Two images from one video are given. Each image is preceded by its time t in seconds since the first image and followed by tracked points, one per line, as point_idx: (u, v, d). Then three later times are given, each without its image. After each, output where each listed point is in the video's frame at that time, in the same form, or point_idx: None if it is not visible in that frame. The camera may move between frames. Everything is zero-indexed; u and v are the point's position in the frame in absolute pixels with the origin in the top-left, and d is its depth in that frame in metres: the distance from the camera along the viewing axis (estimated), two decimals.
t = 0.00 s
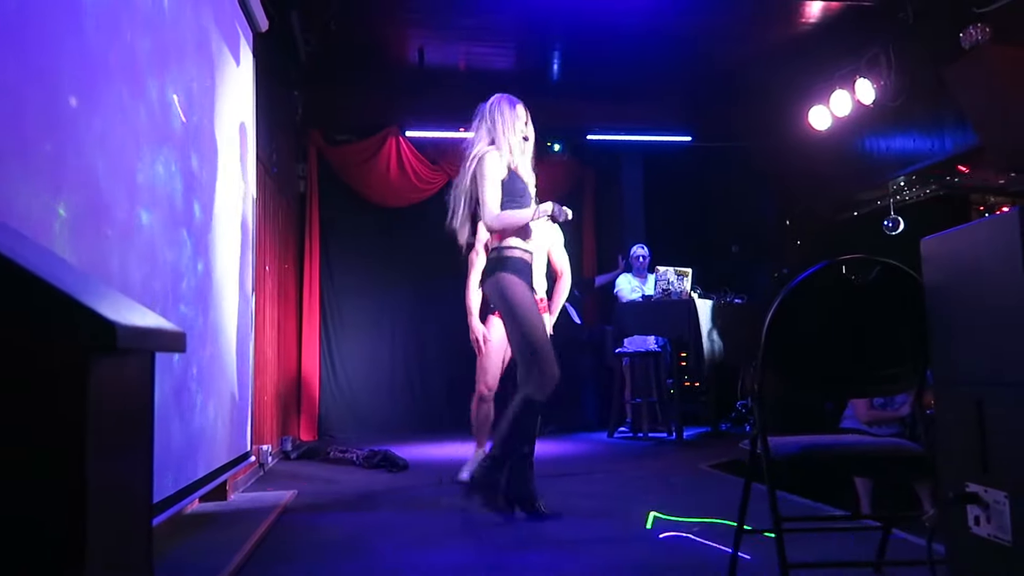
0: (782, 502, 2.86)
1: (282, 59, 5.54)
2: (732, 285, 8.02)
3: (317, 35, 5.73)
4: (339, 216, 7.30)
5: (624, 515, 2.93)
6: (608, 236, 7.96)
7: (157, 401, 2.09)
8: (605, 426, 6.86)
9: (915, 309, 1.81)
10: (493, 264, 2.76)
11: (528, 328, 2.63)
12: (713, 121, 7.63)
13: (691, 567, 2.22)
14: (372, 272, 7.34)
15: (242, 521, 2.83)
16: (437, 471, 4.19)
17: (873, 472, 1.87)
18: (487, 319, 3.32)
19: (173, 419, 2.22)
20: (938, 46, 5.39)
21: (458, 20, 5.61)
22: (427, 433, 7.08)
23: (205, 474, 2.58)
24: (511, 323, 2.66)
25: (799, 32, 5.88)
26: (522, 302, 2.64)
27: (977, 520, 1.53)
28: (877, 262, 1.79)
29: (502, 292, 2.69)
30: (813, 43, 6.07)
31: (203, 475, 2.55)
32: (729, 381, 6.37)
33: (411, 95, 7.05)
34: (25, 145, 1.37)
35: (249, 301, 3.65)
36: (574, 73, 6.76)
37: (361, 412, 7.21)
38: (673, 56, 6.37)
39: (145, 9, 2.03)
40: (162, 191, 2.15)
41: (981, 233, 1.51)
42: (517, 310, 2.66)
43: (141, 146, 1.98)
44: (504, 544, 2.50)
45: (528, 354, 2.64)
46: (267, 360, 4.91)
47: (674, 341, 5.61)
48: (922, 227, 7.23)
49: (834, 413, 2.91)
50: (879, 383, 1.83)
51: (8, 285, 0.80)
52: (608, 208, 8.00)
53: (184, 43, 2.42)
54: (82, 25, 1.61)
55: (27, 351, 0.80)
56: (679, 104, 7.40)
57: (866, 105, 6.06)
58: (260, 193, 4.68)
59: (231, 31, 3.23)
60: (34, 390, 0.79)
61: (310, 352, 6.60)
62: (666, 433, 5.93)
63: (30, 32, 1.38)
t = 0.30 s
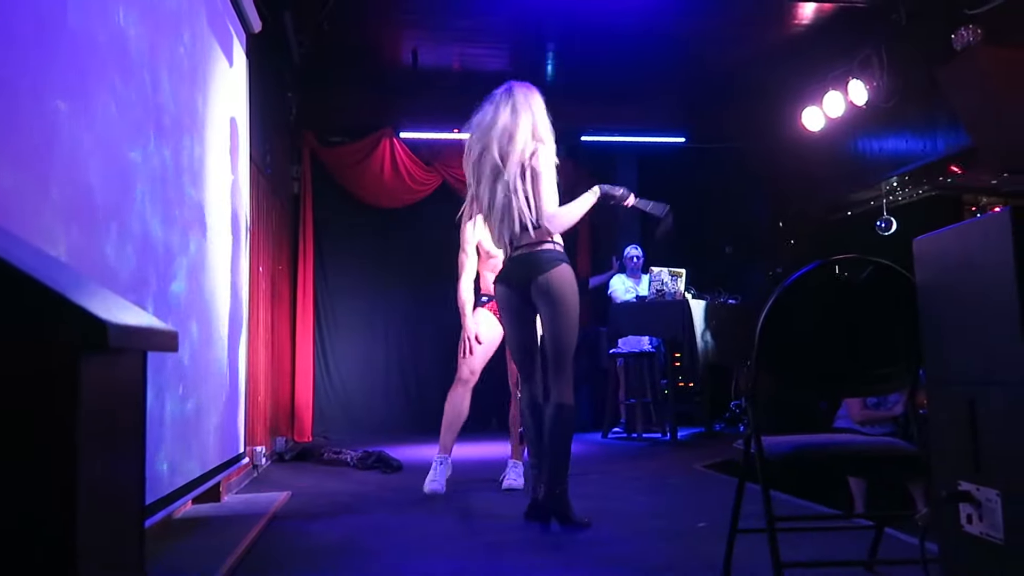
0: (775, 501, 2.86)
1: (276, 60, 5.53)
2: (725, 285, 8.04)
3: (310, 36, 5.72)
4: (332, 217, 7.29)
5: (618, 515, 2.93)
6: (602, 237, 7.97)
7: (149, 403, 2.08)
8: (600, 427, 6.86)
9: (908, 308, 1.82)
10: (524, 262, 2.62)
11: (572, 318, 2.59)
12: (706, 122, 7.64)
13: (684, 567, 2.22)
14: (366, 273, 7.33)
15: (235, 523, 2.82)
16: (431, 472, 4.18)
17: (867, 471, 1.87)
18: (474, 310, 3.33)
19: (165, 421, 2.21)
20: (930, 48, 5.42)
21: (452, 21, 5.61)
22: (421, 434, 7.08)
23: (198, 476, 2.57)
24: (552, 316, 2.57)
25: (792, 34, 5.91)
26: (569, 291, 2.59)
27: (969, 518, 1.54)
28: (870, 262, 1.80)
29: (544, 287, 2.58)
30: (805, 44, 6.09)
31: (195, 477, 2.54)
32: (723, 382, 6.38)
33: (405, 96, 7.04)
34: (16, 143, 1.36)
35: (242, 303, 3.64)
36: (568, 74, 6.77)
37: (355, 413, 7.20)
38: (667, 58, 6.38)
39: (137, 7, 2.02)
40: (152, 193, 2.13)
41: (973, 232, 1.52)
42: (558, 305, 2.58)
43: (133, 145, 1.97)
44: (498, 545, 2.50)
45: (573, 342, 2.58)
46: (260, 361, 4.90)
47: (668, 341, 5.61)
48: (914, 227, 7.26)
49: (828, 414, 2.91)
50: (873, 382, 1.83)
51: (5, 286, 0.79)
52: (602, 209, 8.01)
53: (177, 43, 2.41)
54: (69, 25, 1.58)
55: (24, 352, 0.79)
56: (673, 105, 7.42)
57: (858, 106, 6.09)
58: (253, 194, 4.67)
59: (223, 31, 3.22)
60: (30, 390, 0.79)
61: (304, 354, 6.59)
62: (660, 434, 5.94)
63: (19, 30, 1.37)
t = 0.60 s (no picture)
0: (773, 500, 2.87)
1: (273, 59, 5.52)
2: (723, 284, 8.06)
3: (307, 35, 5.71)
4: (329, 216, 7.29)
5: (616, 514, 2.93)
6: (600, 236, 7.97)
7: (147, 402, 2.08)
8: (597, 427, 6.87)
9: (906, 306, 1.82)
10: (524, 256, 2.64)
11: (572, 312, 2.58)
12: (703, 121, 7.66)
13: (684, 565, 2.23)
14: (363, 272, 7.33)
15: (233, 523, 2.82)
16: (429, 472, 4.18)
17: (864, 469, 1.87)
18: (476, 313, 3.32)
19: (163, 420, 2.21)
20: (926, 47, 5.42)
21: (449, 20, 5.61)
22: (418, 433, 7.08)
23: (196, 475, 2.57)
24: (553, 309, 2.57)
25: (789, 34, 5.92)
26: (569, 284, 2.58)
27: (967, 516, 1.55)
28: (868, 260, 1.80)
29: (545, 281, 2.59)
30: (802, 44, 6.11)
31: (193, 476, 2.53)
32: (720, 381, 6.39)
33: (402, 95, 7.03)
34: (15, 138, 1.36)
35: (240, 302, 3.64)
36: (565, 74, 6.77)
37: (353, 412, 7.20)
38: (665, 57, 6.39)
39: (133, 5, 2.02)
40: (149, 195, 2.12)
41: (971, 230, 1.52)
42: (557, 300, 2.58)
43: (130, 144, 1.97)
44: (496, 544, 2.50)
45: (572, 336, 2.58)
46: (257, 360, 4.89)
47: (665, 341, 5.62)
48: (910, 226, 7.30)
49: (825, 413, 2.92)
50: (870, 380, 1.84)
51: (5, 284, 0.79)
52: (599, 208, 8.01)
53: (174, 42, 2.42)
54: (65, 26, 1.57)
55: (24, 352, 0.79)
56: (670, 105, 7.43)
57: (855, 105, 6.11)
58: (251, 193, 4.67)
59: (220, 30, 3.22)
60: (31, 390, 0.79)
61: (301, 353, 6.58)
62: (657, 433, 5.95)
63: (15, 29, 1.36)
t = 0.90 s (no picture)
0: (773, 497, 2.88)
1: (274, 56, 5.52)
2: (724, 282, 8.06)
3: (308, 32, 5.71)
4: (330, 213, 7.29)
5: (617, 512, 2.94)
6: (601, 233, 7.97)
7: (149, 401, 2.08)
8: (598, 424, 6.88)
9: (907, 305, 1.82)
10: (527, 255, 2.64)
11: (571, 309, 2.58)
12: (704, 119, 7.66)
13: (685, 563, 2.23)
14: (364, 270, 7.34)
15: (234, 520, 2.82)
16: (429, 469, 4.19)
17: (865, 468, 1.87)
18: (462, 315, 3.27)
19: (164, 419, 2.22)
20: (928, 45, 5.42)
21: (450, 18, 5.61)
22: (419, 430, 7.09)
23: (197, 472, 2.57)
24: (551, 307, 2.58)
25: (791, 32, 5.92)
26: (568, 282, 2.58)
27: (967, 515, 1.55)
28: (869, 259, 1.80)
29: (545, 281, 2.59)
30: (804, 42, 6.11)
31: (194, 474, 2.54)
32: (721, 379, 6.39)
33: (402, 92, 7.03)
34: (17, 132, 1.36)
35: (241, 299, 3.64)
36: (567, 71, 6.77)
37: (354, 409, 7.21)
38: (666, 55, 6.39)
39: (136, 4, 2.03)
40: (151, 196, 2.13)
41: (971, 229, 1.52)
42: (557, 299, 2.58)
43: (132, 144, 1.97)
44: (497, 542, 2.51)
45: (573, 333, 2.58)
46: (258, 357, 4.89)
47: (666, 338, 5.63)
48: (911, 225, 7.30)
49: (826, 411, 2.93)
50: (871, 378, 1.84)
51: (4, 285, 0.79)
52: (601, 205, 8.01)
53: (176, 42, 2.42)
54: (68, 27, 1.58)
55: (24, 352, 0.79)
56: (671, 103, 7.43)
57: (857, 103, 6.11)
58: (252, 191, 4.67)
59: (221, 27, 3.22)
60: (30, 390, 0.79)
61: (302, 350, 6.59)
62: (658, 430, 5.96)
63: (17, 29, 1.36)
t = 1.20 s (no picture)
0: (775, 499, 2.88)
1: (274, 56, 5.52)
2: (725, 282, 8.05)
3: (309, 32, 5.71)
4: (332, 213, 7.29)
5: (619, 513, 2.93)
6: (602, 233, 7.96)
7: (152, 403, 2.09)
8: (599, 424, 6.88)
9: (909, 306, 1.82)
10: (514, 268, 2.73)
11: (551, 319, 2.63)
12: (705, 119, 7.65)
13: (687, 564, 2.23)
14: (365, 270, 7.33)
15: (236, 520, 2.82)
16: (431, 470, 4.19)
17: (867, 469, 1.87)
18: (439, 313, 3.28)
19: (167, 419, 2.22)
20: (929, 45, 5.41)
21: (451, 18, 5.60)
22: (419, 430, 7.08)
23: (199, 472, 2.58)
24: (530, 314, 2.65)
25: (792, 33, 5.92)
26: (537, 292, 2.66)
27: (969, 516, 1.55)
28: (871, 260, 1.79)
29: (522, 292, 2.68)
30: (805, 43, 6.11)
31: (196, 474, 2.54)
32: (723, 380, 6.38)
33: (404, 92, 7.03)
34: (19, 125, 1.37)
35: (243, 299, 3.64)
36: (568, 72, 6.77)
37: (355, 410, 7.21)
38: (668, 55, 6.39)
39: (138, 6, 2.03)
40: (154, 197, 2.14)
41: (974, 230, 1.52)
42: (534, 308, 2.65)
43: (134, 145, 1.98)
44: (498, 542, 2.50)
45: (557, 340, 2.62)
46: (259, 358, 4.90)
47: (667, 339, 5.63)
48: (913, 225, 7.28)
49: (828, 412, 2.93)
50: (873, 379, 1.83)
51: (4, 290, 0.79)
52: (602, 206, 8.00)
53: (178, 44, 2.43)
54: (70, 29, 1.59)
55: (26, 355, 0.79)
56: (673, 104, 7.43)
57: (858, 104, 6.11)
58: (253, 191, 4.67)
59: (223, 28, 3.23)
60: (33, 390, 0.79)
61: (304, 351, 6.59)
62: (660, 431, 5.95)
63: (18, 28, 1.36)
